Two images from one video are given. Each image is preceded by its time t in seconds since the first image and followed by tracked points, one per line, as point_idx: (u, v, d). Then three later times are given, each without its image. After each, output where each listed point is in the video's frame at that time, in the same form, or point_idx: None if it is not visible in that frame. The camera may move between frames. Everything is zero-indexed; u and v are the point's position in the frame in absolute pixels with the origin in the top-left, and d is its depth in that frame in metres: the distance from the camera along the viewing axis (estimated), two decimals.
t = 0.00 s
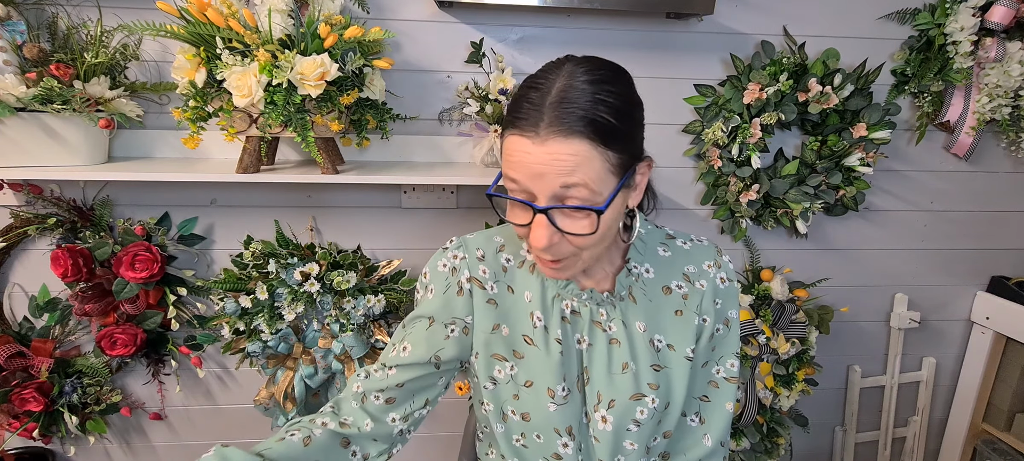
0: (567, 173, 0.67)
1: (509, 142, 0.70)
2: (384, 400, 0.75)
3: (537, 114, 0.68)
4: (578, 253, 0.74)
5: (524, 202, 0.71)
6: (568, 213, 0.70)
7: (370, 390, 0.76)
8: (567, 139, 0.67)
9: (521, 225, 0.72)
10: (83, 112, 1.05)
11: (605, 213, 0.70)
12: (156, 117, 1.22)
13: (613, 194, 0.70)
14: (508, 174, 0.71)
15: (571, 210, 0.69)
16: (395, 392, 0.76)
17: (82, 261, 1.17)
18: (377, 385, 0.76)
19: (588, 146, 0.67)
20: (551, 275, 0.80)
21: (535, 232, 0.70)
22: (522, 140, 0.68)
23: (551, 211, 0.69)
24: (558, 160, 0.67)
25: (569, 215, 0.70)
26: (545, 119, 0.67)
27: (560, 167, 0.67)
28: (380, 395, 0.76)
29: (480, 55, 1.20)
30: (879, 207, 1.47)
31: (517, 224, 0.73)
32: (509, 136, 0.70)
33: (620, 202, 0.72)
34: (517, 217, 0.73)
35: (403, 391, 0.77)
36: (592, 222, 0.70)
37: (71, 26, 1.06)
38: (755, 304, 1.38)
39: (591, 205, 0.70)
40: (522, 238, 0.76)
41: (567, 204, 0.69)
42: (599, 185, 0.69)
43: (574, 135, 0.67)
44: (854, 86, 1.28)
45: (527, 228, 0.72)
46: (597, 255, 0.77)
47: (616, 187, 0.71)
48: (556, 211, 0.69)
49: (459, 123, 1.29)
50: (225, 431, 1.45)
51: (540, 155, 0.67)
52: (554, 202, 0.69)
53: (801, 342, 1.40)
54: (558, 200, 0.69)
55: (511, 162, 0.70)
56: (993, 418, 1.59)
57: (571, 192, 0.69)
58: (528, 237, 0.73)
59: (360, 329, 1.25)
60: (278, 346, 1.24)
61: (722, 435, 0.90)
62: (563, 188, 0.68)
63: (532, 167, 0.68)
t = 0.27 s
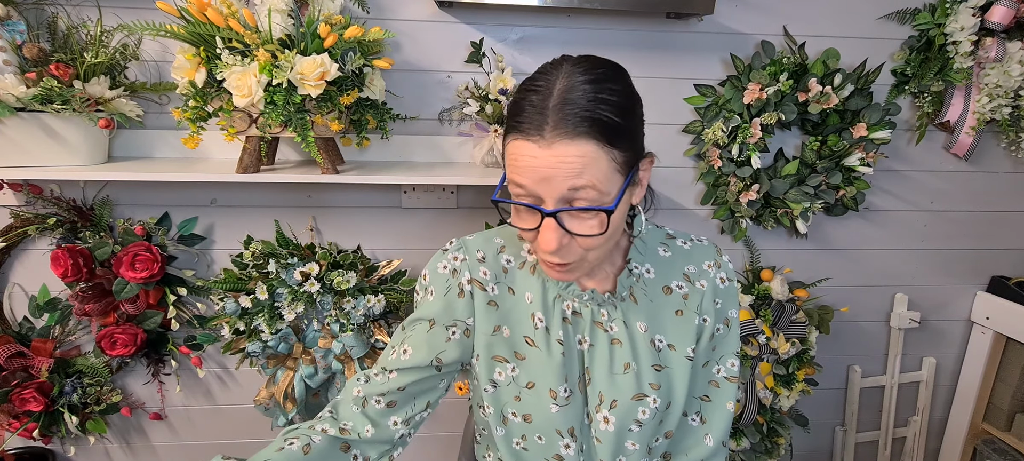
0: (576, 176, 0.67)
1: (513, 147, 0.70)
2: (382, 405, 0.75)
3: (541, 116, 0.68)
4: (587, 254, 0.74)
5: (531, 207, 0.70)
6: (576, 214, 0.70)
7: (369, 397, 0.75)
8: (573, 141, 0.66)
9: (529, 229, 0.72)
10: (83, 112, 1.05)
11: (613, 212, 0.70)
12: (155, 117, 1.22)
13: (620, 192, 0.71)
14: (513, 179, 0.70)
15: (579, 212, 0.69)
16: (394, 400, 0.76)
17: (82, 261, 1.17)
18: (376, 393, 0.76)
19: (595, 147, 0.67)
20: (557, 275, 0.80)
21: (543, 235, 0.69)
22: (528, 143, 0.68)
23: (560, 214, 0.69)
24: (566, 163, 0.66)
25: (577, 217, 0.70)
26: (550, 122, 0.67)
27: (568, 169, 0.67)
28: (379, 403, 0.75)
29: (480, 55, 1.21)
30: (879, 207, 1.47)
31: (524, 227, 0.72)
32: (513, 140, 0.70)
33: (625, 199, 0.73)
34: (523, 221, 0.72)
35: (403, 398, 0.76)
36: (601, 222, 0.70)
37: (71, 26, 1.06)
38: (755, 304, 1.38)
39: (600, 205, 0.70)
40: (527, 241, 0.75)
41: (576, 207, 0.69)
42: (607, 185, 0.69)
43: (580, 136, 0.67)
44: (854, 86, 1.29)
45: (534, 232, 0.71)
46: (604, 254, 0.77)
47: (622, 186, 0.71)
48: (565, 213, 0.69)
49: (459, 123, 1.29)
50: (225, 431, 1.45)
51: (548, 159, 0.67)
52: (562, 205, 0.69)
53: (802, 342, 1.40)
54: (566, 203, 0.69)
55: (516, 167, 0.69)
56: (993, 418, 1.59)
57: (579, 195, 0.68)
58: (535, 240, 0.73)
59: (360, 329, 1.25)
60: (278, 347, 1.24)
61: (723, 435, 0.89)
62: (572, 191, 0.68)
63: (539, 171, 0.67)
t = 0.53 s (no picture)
0: (572, 189, 0.67)
1: (511, 157, 0.69)
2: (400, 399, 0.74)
3: (539, 128, 0.67)
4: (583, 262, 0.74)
5: (527, 216, 0.70)
6: (572, 225, 0.70)
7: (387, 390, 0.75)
8: (570, 155, 0.66)
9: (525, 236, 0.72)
10: (83, 112, 1.05)
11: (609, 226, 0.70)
12: (155, 117, 1.22)
13: (616, 206, 0.70)
14: (511, 187, 0.71)
15: (574, 223, 0.69)
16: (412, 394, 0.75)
17: (82, 261, 1.17)
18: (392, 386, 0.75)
19: (592, 161, 0.66)
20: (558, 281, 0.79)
21: (539, 243, 0.70)
22: (525, 155, 0.68)
23: (556, 225, 0.69)
24: (562, 177, 0.66)
25: (573, 228, 0.70)
26: (548, 135, 0.67)
27: (563, 182, 0.66)
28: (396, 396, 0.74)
29: (480, 55, 1.21)
30: (879, 207, 1.47)
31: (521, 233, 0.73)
32: (511, 150, 0.69)
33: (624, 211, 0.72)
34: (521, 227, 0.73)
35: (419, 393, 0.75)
36: (596, 234, 0.70)
37: (71, 26, 1.06)
38: (755, 304, 1.38)
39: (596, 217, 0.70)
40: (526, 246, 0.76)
41: (572, 219, 0.69)
42: (604, 198, 0.69)
43: (577, 149, 0.66)
44: (854, 86, 1.29)
45: (531, 238, 0.72)
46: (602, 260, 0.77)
47: (620, 198, 0.71)
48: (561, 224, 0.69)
49: (459, 123, 1.29)
50: (225, 431, 1.45)
51: (544, 172, 0.66)
52: (558, 216, 0.69)
53: (802, 342, 1.40)
54: (562, 214, 0.69)
55: (513, 176, 0.69)
56: (993, 418, 1.59)
57: (575, 206, 0.68)
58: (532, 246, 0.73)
59: (360, 329, 1.25)
60: (278, 347, 1.24)
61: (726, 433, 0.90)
62: (567, 203, 0.68)
63: (535, 182, 0.67)
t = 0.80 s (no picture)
0: (562, 199, 0.66)
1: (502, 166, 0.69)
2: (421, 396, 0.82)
3: (531, 137, 0.67)
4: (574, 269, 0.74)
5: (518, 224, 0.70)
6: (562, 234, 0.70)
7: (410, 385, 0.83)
8: (561, 165, 0.65)
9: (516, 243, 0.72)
10: (83, 112, 1.05)
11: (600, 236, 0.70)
12: (155, 117, 1.22)
13: (607, 216, 0.70)
14: (502, 195, 0.70)
15: (564, 232, 0.69)
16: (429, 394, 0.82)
17: (82, 261, 1.17)
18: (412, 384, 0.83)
19: (583, 172, 0.66)
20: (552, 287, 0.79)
21: (529, 252, 0.70)
22: (516, 164, 0.67)
23: (546, 234, 0.69)
24: (551, 187, 0.66)
25: (564, 238, 0.70)
26: (540, 144, 0.66)
27: (553, 193, 0.66)
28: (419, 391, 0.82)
29: (480, 55, 1.21)
30: (879, 207, 1.47)
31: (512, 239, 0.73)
32: (502, 158, 0.69)
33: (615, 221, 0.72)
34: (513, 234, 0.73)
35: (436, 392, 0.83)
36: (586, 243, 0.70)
37: (71, 26, 1.06)
38: (755, 304, 1.38)
39: (587, 226, 0.69)
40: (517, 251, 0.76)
41: (563, 228, 0.69)
42: (595, 209, 0.68)
43: (568, 160, 0.65)
44: (854, 87, 1.29)
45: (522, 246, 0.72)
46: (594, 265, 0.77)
47: (612, 209, 0.70)
48: (552, 234, 0.69)
49: (459, 123, 1.29)
50: (225, 431, 1.45)
51: (534, 181, 0.66)
52: (549, 225, 0.69)
53: (802, 342, 1.40)
54: (552, 223, 0.69)
55: (504, 185, 0.69)
56: (993, 418, 1.59)
57: (567, 216, 0.68)
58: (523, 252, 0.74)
59: (360, 329, 1.25)
60: (278, 346, 1.24)
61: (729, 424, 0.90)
62: (558, 212, 0.68)
63: (525, 192, 0.67)
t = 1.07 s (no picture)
0: (580, 200, 0.67)
1: (515, 171, 0.69)
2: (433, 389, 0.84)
3: (543, 142, 0.67)
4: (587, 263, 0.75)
5: (534, 225, 0.70)
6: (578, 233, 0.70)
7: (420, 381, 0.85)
8: (577, 168, 0.66)
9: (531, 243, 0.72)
10: (83, 112, 1.05)
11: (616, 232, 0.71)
12: (156, 117, 1.22)
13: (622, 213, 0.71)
14: (515, 197, 0.70)
15: (581, 231, 0.70)
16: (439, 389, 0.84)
17: (82, 261, 1.17)
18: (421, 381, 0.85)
19: (598, 173, 0.66)
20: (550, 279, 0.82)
21: (546, 252, 0.70)
22: (530, 168, 0.67)
23: (564, 235, 0.70)
24: (569, 189, 0.66)
25: (580, 237, 0.70)
26: (553, 149, 0.66)
27: (572, 196, 0.66)
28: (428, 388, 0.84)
29: (480, 55, 1.21)
30: (879, 207, 1.47)
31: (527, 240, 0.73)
32: (515, 163, 0.69)
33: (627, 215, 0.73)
34: (526, 236, 0.73)
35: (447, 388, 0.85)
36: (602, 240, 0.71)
37: (71, 26, 1.06)
38: (755, 304, 1.38)
39: (603, 224, 0.70)
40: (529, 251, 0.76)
41: (580, 228, 0.69)
42: (611, 207, 0.69)
43: (584, 163, 0.66)
44: (854, 87, 1.29)
45: (538, 246, 0.72)
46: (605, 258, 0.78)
47: (624, 204, 0.72)
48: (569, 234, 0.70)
49: (459, 123, 1.29)
50: (224, 431, 1.45)
51: (551, 185, 0.66)
52: (566, 225, 0.69)
53: (802, 342, 1.40)
54: (569, 224, 0.70)
55: (518, 189, 0.69)
56: (993, 418, 1.59)
57: (584, 216, 0.69)
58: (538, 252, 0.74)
59: (360, 329, 1.25)
60: (278, 346, 1.24)
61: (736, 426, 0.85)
62: (576, 214, 0.68)
63: (543, 195, 0.67)
